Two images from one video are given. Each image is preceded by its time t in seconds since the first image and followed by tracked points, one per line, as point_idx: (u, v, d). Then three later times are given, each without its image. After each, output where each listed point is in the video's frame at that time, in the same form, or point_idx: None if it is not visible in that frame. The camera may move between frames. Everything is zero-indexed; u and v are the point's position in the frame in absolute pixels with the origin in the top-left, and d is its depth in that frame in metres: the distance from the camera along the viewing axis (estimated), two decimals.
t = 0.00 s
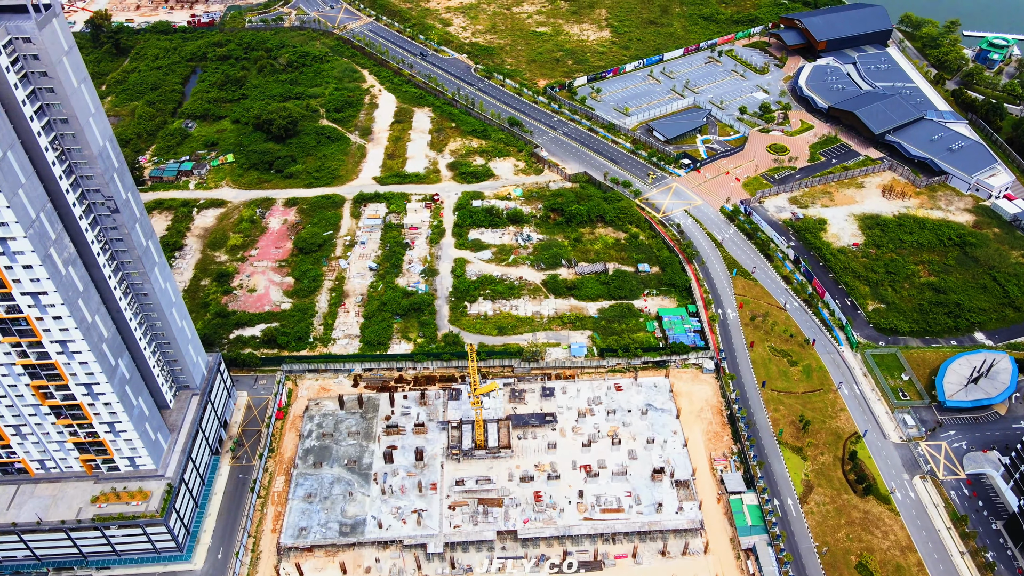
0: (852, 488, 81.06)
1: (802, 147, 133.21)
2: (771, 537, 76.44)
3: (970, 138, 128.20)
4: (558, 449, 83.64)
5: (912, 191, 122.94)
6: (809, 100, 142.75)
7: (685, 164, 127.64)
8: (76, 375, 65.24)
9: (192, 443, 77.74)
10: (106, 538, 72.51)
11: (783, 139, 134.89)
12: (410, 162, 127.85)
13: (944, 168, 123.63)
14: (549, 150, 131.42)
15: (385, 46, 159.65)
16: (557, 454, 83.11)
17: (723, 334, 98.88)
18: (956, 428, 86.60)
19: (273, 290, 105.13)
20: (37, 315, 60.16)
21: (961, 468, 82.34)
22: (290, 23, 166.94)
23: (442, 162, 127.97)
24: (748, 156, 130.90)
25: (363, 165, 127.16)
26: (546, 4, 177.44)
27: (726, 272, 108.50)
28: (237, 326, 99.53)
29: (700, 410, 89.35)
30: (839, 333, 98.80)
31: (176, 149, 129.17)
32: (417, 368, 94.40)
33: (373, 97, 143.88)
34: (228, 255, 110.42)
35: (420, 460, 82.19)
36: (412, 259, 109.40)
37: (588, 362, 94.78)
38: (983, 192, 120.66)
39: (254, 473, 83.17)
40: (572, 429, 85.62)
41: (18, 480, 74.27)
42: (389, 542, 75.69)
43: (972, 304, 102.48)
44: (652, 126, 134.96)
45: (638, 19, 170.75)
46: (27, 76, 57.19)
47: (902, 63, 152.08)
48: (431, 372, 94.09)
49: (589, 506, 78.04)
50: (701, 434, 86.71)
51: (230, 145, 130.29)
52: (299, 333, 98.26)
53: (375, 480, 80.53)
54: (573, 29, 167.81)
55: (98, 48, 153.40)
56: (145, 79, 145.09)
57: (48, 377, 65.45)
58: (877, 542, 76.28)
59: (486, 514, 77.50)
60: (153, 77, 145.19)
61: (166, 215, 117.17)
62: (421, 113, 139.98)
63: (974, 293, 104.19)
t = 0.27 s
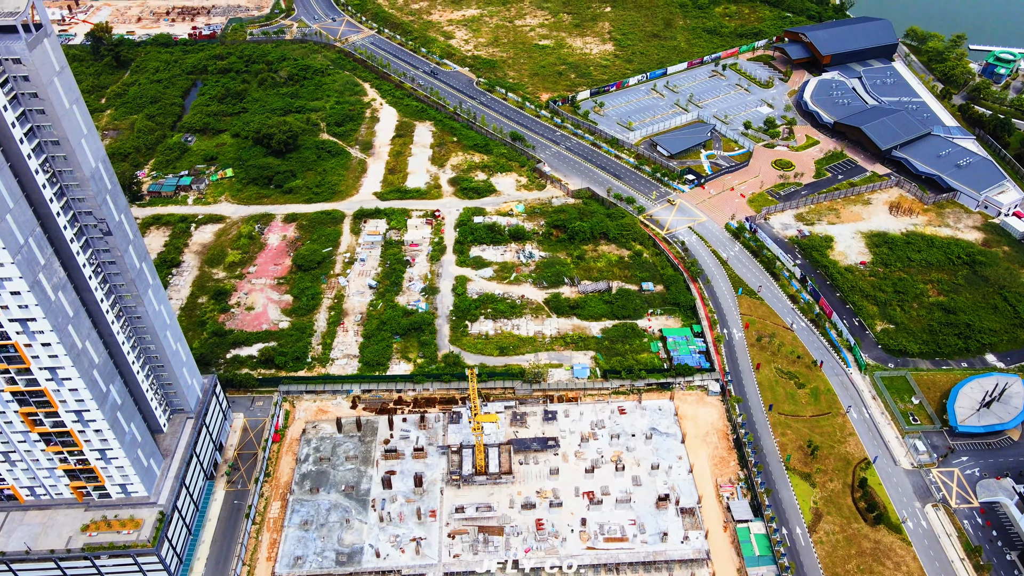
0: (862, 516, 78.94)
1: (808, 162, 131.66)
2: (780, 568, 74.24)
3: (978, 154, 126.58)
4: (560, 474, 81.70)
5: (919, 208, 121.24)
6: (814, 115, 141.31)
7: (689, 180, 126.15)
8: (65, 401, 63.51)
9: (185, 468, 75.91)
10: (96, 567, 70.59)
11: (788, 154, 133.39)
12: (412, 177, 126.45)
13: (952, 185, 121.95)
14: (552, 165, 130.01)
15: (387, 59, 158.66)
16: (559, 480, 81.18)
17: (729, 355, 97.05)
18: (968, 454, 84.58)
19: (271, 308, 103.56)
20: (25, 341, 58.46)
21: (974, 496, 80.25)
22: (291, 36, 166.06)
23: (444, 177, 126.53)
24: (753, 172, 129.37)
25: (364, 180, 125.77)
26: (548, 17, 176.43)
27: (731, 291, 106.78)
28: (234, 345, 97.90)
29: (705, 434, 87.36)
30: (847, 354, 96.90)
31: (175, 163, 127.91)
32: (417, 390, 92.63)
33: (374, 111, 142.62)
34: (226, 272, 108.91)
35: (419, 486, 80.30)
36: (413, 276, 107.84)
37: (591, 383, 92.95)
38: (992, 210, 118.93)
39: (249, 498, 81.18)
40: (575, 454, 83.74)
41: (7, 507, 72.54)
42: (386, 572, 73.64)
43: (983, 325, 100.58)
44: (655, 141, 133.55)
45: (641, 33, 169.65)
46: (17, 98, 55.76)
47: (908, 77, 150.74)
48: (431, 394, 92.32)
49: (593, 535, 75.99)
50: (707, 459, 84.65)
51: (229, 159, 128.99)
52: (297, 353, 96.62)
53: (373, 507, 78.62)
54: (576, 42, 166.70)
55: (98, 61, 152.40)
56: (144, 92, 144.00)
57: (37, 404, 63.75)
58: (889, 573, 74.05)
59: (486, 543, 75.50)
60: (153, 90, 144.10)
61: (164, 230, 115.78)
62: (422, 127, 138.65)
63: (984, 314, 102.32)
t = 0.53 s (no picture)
0: (872, 544, 76.82)
1: (813, 177, 130.17)
2: None
3: (985, 169, 124.99)
4: (562, 499, 79.87)
5: (927, 224, 119.57)
6: (819, 129, 139.90)
7: (693, 195, 124.72)
8: (56, 427, 61.92)
9: (179, 493, 74.15)
10: None
11: (793, 169, 131.89)
12: (412, 191, 125.13)
13: (960, 201, 120.30)
14: (554, 179, 128.65)
15: (388, 71, 157.70)
16: (561, 505, 79.33)
17: (734, 376, 95.25)
18: (981, 479, 82.61)
19: (269, 325, 102.05)
20: (14, 367, 56.91)
21: (987, 523, 78.20)
22: (293, 47, 165.20)
23: (445, 192, 125.18)
24: (758, 187, 127.92)
25: (364, 194, 124.43)
26: (551, 29, 175.46)
27: (736, 309, 105.11)
28: (231, 363, 96.34)
29: (711, 456, 85.42)
30: (856, 374, 95.02)
31: (174, 176, 126.67)
32: (417, 410, 90.88)
33: (376, 124, 141.42)
34: (224, 287, 107.47)
35: (417, 510, 78.46)
36: (413, 293, 106.38)
37: (594, 404, 91.21)
38: (1001, 226, 117.22)
39: (244, 521, 79.23)
40: (577, 478, 81.93)
41: None
42: None
43: (993, 345, 98.73)
44: (659, 155, 132.22)
45: (645, 45, 168.61)
46: (8, 118, 54.48)
47: (914, 90, 149.37)
48: (431, 414, 90.59)
49: (595, 563, 74.04)
50: (713, 483, 82.66)
51: (229, 173, 127.73)
52: (295, 371, 95.06)
53: (370, 533, 76.79)
54: (579, 55, 165.60)
55: (99, 72, 151.48)
56: (144, 104, 142.97)
57: (26, 430, 62.20)
58: None
59: (486, 571, 73.61)
60: (153, 102, 143.04)
61: (162, 245, 114.46)
62: (424, 140, 137.38)
63: (994, 333, 100.47)
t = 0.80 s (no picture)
0: (884, 573, 74.71)
1: (819, 192, 128.68)
2: None
3: (993, 185, 123.37)
4: (565, 526, 78.00)
5: (934, 241, 117.90)
6: (824, 143, 138.44)
7: (697, 211, 123.26)
8: (45, 455, 60.27)
9: (172, 519, 72.39)
10: None
11: (798, 184, 130.44)
12: (413, 206, 123.76)
13: (968, 218, 118.67)
14: (557, 194, 127.26)
15: (390, 84, 156.66)
16: (563, 532, 77.46)
17: (740, 397, 93.44)
18: (994, 506, 80.58)
19: (267, 343, 100.48)
20: (2, 395, 55.31)
21: (1001, 552, 76.11)
22: (294, 59, 164.28)
23: (447, 207, 123.79)
24: (763, 202, 126.41)
25: (365, 209, 123.05)
26: (554, 41, 174.46)
27: (742, 328, 103.40)
28: (228, 383, 94.70)
29: (717, 481, 83.49)
30: (864, 396, 93.18)
31: (173, 190, 125.36)
32: (416, 432, 89.12)
33: (377, 137, 140.20)
34: (222, 304, 105.97)
35: (416, 537, 76.59)
36: (413, 310, 104.87)
37: (597, 426, 89.38)
38: (1010, 243, 115.48)
39: (239, 547, 77.33)
40: (580, 503, 80.06)
41: None
42: None
43: (1004, 365, 96.86)
44: (663, 169, 130.81)
45: (648, 58, 167.55)
46: None
47: (919, 104, 148.03)
48: (431, 436, 88.80)
49: None
50: (719, 508, 80.68)
51: (229, 187, 126.47)
52: (292, 392, 93.42)
53: (368, 560, 74.91)
54: (582, 67, 164.48)
55: (99, 85, 150.59)
56: (144, 116, 141.94)
57: (15, 457, 60.61)
58: None
59: None
60: (153, 115, 141.99)
61: (159, 260, 113.07)
62: (425, 154, 136.06)
63: (1005, 353, 98.61)
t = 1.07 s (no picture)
0: None
1: (825, 209, 126.97)
2: None
3: (1003, 202, 121.53)
4: (568, 556, 75.90)
5: (943, 260, 116.00)
6: (830, 159, 136.81)
7: (702, 228, 121.62)
8: (32, 487, 58.40)
9: (164, 549, 70.38)
10: None
11: (804, 201, 128.80)
12: (414, 223, 122.25)
13: (978, 236, 116.78)
14: (560, 211, 125.70)
15: (392, 98, 155.51)
16: (566, 562, 75.35)
17: (747, 421, 91.38)
18: (1009, 536, 78.30)
19: (265, 364, 98.75)
20: None
21: None
22: (296, 73, 163.36)
23: (448, 223, 122.26)
24: (769, 219, 124.73)
25: (365, 226, 121.56)
26: (557, 55, 173.43)
27: (748, 349, 101.43)
28: (224, 405, 92.86)
29: (724, 508, 81.36)
30: (874, 421, 91.09)
31: (171, 206, 123.96)
32: (416, 456, 87.14)
33: (378, 152, 138.86)
34: (219, 323, 104.35)
35: (415, 567, 74.53)
36: (413, 330, 103.21)
37: (600, 452, 87.32)
38: (1021, 262, 113.51)
39: None
40: (583, 532, 77.96)
41: None
42: None
43: (1017, 389, 94.71)
44: (667, 186, 129.27)
45: (651, 72, 166.45)
46: None
47: (926, 119, 146.48)
48: (431, 461, 86.83)
49: None
50: (726, 537, 78.50)
51: (228, 203, 125.06)
52: (290, 414, 91.57)
53: None
54: (585, 81, 163.31)
55: (99, 98, 149.63)
56: (144, 131, 140.84)
57: (1, 489, 58.77)
58: None
59: None
60: (153, 130, 140.85)
61: (156, 278, 111.56)
62: (426, 169, 134.65)
63: (1017, 377, 96.48)
